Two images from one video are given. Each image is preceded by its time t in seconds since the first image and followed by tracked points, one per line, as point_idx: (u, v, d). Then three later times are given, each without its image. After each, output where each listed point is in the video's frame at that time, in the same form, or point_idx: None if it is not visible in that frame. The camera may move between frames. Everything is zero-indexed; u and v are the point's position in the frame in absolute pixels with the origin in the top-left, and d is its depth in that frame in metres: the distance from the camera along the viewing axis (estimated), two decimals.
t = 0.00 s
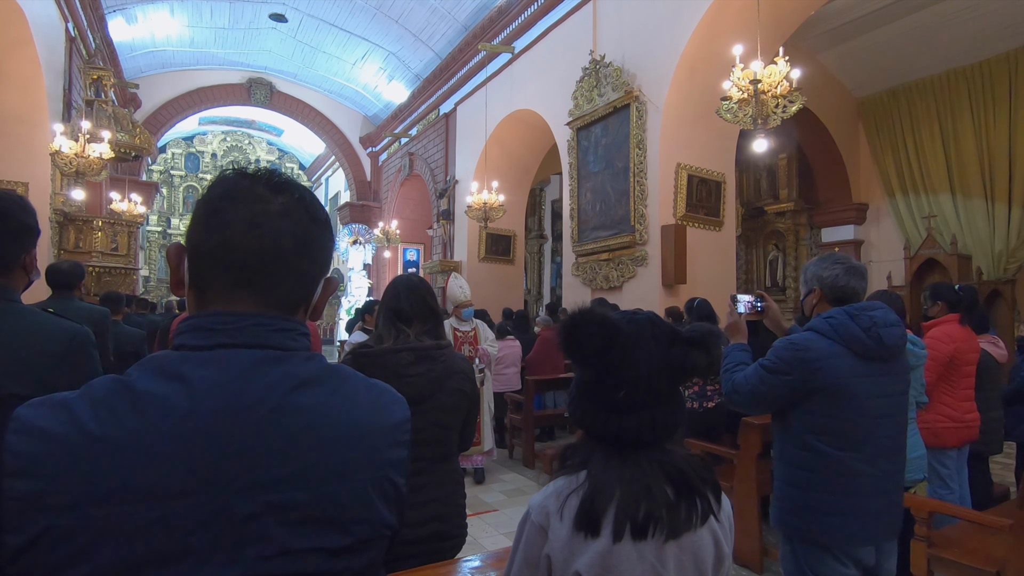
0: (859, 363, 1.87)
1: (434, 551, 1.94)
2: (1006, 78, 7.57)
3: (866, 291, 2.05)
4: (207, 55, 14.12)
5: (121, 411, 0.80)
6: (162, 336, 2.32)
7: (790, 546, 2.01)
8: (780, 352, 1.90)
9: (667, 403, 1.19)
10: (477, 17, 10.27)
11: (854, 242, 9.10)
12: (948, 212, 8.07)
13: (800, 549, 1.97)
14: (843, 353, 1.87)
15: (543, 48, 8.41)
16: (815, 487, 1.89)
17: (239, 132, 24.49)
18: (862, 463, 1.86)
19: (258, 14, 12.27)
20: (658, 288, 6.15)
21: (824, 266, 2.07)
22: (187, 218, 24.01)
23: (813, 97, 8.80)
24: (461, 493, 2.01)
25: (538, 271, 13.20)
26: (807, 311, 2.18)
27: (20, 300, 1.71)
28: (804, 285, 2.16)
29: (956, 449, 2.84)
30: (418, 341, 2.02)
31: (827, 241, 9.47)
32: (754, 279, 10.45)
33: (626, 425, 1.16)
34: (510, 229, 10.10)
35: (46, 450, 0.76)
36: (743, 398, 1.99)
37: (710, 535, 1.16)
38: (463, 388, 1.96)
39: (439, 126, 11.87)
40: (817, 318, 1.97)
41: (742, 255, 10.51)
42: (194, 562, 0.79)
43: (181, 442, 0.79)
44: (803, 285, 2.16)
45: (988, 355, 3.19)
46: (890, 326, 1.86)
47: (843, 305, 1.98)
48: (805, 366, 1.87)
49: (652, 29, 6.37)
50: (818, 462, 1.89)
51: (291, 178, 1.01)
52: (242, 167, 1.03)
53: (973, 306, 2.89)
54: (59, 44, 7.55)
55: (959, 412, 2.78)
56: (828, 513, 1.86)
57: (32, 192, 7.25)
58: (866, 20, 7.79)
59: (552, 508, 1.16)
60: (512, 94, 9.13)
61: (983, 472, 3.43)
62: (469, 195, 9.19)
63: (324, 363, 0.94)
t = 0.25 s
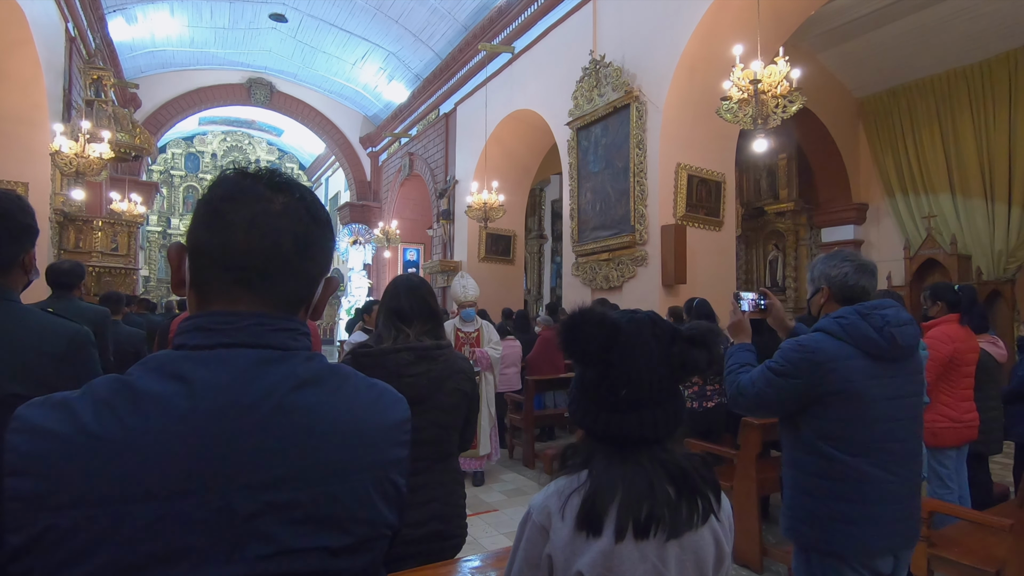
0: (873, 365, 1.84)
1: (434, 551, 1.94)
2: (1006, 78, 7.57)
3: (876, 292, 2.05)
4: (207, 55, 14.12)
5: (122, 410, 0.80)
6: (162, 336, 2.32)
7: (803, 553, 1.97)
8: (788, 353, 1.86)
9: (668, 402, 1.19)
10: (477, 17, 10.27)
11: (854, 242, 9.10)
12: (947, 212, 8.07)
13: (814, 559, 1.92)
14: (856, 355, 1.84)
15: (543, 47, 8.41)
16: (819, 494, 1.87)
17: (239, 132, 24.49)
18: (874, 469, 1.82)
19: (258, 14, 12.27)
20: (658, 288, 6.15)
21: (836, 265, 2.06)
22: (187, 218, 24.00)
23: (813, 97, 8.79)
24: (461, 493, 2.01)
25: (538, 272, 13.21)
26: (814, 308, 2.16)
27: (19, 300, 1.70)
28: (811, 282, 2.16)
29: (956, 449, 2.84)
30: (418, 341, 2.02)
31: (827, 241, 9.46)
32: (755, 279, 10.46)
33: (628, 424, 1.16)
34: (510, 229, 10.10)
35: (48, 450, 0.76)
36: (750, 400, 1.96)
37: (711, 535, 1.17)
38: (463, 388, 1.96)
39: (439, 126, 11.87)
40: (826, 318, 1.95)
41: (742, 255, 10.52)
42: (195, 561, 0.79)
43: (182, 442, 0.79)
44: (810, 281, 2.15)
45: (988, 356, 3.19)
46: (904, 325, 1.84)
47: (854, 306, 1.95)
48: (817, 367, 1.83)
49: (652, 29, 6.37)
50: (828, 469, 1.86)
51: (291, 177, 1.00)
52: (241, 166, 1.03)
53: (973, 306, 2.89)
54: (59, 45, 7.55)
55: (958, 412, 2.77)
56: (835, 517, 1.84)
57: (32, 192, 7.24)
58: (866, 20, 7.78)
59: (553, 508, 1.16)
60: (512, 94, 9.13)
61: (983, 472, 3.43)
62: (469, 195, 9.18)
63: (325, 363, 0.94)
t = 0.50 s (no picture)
0: (895, 368, 1.79)
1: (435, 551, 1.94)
2: (1006, 78, 7.57)
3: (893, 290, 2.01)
4: (207, 55, 14.12)
5: (123, 410, 0.80)
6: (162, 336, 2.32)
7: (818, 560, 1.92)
8: (807, 356, 1.80)
9: (668, 400, 1.19)
10: (477, 17, 10.27)
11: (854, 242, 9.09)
12: (947, 212, 8.07)
13: (834, 567, 1.86)
14: (877, 356, 1.79)
15: (543, 47, 8.41)
16: (816, 492, 1.89)
17: (239, 132, 24.48)
18: (896, 473, 1.78)
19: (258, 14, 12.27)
20: (658, 288, 6.15)
21: (855, 261, 2.01)
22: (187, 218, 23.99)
23: (813, 97, 8.80)
24: (461, 493, 2.01)
25: (538, 272, 13.21)
26: (829, 305, 2.10)
27: (19, 299, 1.70)
28: (826, 277, 2.10)
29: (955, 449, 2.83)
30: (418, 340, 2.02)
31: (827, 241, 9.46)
32: (755, 279, 10.48)
33: (628, 421, 1.16)
34: (510, 229, 10.10)
35: (50, 449, 0.76)
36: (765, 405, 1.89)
37: (708, 531, 1.17)
38: (463, 388, 1.96)
39: (439, 126, 11.87)
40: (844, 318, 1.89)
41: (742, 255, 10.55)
42: (196, 560, 0.79)
43: (184, 441, 0.79)
44: (826, 277, 2.09)
45: (988, 356, 3.20)
46: (926, 326, 1.80)
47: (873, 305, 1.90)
48: (840, 370, 1.77)
49: (652, 29, 6.37)
50: (842, 472, 1.82)
51: (292, 177, 1.01)
52: (242, 166, 1.03)
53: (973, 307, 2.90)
54: (59, 44, 7.55)
55: (958, 412, 2.76)
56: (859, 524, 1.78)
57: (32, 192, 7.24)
58: (866, 20, 7.78)
59: (553, 505, 1.16)
60: (512, 94, 9.13)
61: (983, 472, 3.43)
62: (469, 195, 9.18)
63: (325, 362, 0.94)
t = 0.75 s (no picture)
0: (934, 371, 1.68)
1: (434, 551, 1.94)
2: (1006, 78, 7.56)
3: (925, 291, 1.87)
4: (207, 55, 14.12)
5: (126, 410, 0.80)
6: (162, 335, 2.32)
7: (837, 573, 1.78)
8: (841, 359, 1.66)
9: (664, 398, 1.20)
10: (477, 17, 10.27)
11: (854, 242, 9.08)
12: (947, 212, 8.07)
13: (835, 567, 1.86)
14: (916, 359, 1.66)
15: (543, 47, 8.41)
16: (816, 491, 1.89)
17: (239, 132, 24.47)
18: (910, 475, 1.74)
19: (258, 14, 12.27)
20: (658, 288, 6.15)
21: (885, 258, 1.85)
22: (187, 218, 23.98)
23: (813, 97, 8.80)
24: (461, 493, 2.02)
25: (538, 271, 13.21)
26: (855, 306, 1.94)
27: (20, 299, 1.70)
28: (851, 275, 1.93)
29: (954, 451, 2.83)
30: (418, 340, 2.02)
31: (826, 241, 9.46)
32: (755, 279, 10.49)
33: (625, 419, 1.16)
34: (510, 229, 10.11)
35: (53, 449, 0.76)
36: (795, 416, 1.73)
37: (706, 528, 1.18)
38: (463, 387, 1.96)
39: (439, 126, 11.87)
40: (875, 319, 1.76)
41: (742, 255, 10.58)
42: (198, 560, 0.79)
43: (186, 442, 0.79)
44: (851, 275, 1.93)
45: (988, 356, 3.20)
46: (960, 328, 1.69)
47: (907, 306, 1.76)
48: (879, 373, 1.63)
49: (652, 29, 6.37)
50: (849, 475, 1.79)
51: (295, 178, 1.01)
52: (244, 167, 1.03)
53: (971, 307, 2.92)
54: (59, 44, 7.55)
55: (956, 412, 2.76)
56: (899, 539, 1.62)
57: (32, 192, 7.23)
58: (866, 20, 7.78)
59: (552, 505, 1.16)
60: (512, 94, 9.13)
61: (983, 472, 3.43)
62: (469, 195, 9.18)
63: (327, 362, 0.94)
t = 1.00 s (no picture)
0: (988, 372, 1.58)
1: (434, 551, 1.94)
2: (1006, 78, 7.55)
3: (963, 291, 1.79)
4: (207, 55, 14.12)
5: (129, 410, 0.80)
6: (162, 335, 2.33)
7: None
8: (897, 365, 1.55)
9: (662, 398, 1.20)
10: (477, 17, 10.27)
11: (853, 242, 9.08)
12: (947, 212, 8.06)
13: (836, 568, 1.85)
14: (971, 360, 1.56)
15: (543, 47, 8.41)
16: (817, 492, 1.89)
17: (239, 132, 24.48)
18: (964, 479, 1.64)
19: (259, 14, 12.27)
20: (658, 288, 6.15)
21: (925, 258, 1.76)
22: (187, 218, 23.99)
23: (813, 97, 8.80)
24: (461, 492, 2.02)
25: (538, 271, 13.21)
26: (896, 310, 1.81)
27: (21, 300, 1.71)
28: (892, 277, 1.80)
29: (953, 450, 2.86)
30: (419, 340, 2.03)
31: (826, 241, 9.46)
32: (754, 279, 10.49)
33: (624, 420, 1.16)
34: (510, 229, 10.10)
35: (56, 449, 0.76)
36: (863, 439, 1.56)
37: (705, 528, 1.18)
38: (463, 387, 1.96)
39: (439, 126, 11.87)
40: (920, 321, 1.65)
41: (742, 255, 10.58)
42: (200, 560, 0.79)
43: (188, 441, 0.79)
44: (891, 277, 1.80)
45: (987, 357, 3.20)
46: (1005, 326, 1.63)
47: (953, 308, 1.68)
48: (937, 377, 1.53)
49: (652, 29, 6.37)
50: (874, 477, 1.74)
51: (297, 179, 1.01)
52: (247, 167, 1.03)
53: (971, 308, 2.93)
54: (59, 44, 7.54)
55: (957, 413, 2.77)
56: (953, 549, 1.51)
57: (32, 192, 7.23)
58: (866, 20, 7.78)
59: (551, 505, 1.16)
60: (512, 94, 9.13)
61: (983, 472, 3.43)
62: (469, 195, 9.18)
63: (328, 363, 0.94)
